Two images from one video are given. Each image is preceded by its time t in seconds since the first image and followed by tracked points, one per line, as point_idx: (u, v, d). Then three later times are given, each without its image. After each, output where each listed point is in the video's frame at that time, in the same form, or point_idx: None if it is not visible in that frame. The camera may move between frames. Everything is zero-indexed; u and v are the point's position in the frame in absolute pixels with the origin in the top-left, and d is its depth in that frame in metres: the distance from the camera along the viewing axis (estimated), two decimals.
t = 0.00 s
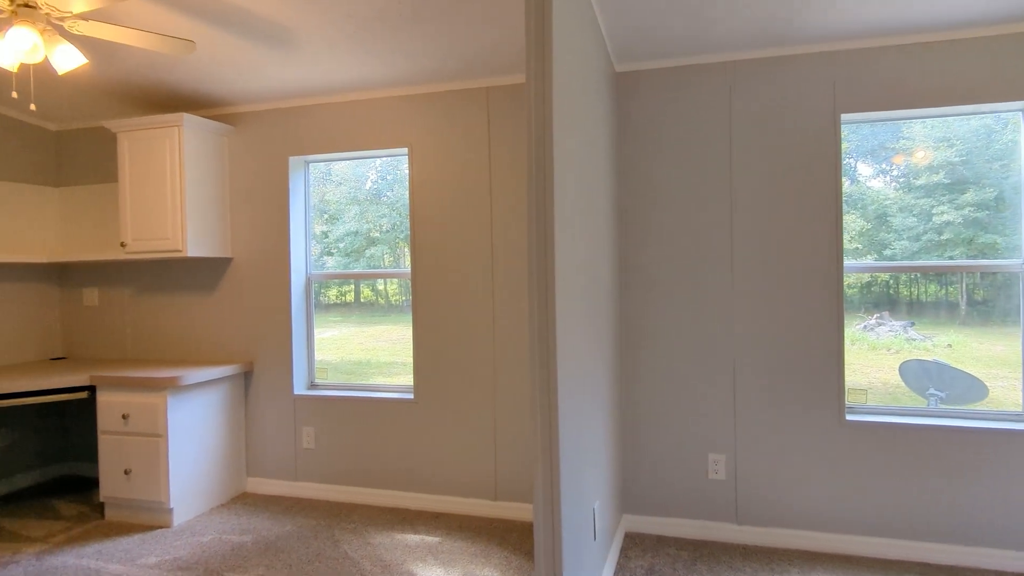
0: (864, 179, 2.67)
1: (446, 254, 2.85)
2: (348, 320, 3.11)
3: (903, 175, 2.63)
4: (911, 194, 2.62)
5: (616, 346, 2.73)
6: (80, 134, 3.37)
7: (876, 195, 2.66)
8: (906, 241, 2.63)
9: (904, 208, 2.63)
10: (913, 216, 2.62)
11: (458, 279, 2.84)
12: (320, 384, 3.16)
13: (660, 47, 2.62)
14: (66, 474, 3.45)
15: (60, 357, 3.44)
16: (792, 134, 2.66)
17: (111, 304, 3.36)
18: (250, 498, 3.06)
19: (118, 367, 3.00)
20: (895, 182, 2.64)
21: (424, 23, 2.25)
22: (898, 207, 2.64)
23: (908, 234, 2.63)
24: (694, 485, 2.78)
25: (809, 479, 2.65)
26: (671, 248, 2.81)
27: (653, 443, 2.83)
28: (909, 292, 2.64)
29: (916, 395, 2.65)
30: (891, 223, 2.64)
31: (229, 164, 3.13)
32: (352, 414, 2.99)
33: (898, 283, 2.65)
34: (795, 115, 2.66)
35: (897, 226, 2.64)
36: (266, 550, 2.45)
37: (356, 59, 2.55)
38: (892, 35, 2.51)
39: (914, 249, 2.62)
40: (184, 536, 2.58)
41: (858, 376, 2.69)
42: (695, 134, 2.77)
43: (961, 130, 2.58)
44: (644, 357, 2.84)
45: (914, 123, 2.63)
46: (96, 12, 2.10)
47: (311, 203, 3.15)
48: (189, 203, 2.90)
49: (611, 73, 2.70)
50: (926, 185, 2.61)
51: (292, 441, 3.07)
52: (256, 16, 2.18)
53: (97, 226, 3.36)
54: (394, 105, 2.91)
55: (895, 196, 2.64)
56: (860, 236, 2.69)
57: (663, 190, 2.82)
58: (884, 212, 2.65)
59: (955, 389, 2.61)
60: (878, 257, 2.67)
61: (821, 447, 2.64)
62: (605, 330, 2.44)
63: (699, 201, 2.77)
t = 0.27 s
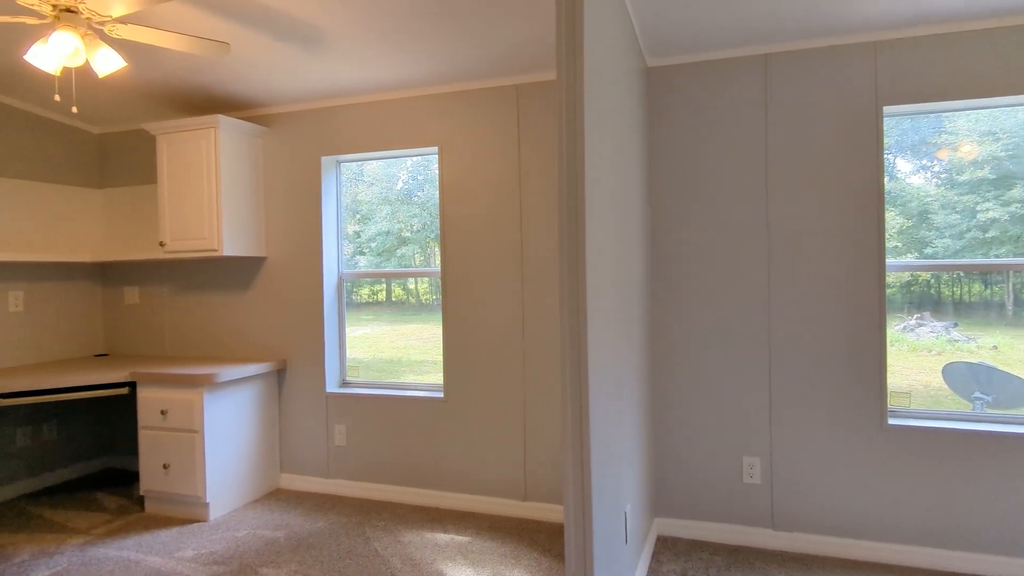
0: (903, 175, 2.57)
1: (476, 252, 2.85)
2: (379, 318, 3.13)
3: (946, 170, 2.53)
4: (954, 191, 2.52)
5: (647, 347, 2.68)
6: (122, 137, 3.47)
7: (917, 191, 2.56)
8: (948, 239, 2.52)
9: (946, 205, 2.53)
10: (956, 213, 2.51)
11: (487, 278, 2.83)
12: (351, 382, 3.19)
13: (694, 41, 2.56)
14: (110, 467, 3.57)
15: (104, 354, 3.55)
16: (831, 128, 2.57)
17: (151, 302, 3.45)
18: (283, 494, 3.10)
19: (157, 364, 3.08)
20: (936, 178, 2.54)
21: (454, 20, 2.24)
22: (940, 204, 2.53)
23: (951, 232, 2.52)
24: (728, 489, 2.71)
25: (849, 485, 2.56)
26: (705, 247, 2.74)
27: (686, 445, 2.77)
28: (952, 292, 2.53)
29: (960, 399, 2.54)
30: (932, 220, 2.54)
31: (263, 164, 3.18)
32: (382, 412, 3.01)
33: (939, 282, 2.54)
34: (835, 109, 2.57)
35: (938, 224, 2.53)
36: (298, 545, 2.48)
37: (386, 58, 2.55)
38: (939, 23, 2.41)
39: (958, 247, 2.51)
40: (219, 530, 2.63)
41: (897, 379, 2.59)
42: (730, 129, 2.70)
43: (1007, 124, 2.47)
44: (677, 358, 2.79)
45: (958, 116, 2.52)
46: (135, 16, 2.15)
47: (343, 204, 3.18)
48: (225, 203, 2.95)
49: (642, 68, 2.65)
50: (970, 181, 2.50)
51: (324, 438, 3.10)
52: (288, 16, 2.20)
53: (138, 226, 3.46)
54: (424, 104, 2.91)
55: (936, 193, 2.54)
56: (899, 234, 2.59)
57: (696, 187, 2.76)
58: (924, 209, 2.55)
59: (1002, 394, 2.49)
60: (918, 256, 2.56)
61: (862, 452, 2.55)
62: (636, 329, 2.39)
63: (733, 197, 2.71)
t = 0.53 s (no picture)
0: (945, 171, 2.47)
1: (505, 251, 2.83)
2: (410, 317, 3.14)
3: (992, 166, 2.41)
4: (1000, 187, 2.41)
5: (680, 347, 2.63)
6: (162, 139, 3.56)
7: (960, 188, 2.45)
8: (993, 237, 2.41)
9: (992, 201, 2.42)
10: (1002, 210, 2.40)
11: (516, 277, 2.81)
12: (382, 380, 3.21)
13: (728, 33, 2.50)
14: (148, 461, 3.67)
15: (144, 350, 3.65)
16: (873, 121, 2.48)
17: (188, 300, 3.53)
18: (315, 490, 3.14)
19: (194, 361, 3.14)
20: (981, 174, 2.43)
21: (483, 17, 2.23)
22: (985, 201, 2.42)
23: (997, 229, 2.41)
24: (763, 494, 2.64)
25: (890, 492, 2.47)
26: (739, 245, 2.68)
27: (720, 448, 2.71)
28: (998, 292, 2.42)
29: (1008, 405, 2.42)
30: (977, 218, 2.43)
31: (296, 164, 3.22)
32: (412, 411, 3.02)
33: (984, 282, 2.43)
34: (877, 101, 2.47)
35: (984, 221, 2.42)
36: (329, 542, 2.50)
37: (416, 57, 2.55)
38: (989, 10, 2.30)
39: (1005, 245, 2.40)
40: (253, 525, 2.68)
41: (939, 382, 2.49)
42: (766, 124, 2.63)
43: None
44: (710, 358, 2.73)
45: (1005, 109, 2.40)
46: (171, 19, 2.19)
47: (375, 204, 3.20)
48: (259, 203, 3.00)
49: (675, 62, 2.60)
50: (1017, 176, 2.39)
51: (355, 436, 3.13)
52: (318, 17, 2.22)
53: (176, 226, 3.54)
54: (454, 102, 2.91)
55: (981, 189, 2.43)
56: (940, 232, 2.48)
57: (730, 183, 2.69)
58: (968, 206, 2.44)
59: None
60: (961, 255, 2.46)
61: (904, 458, 2.45)
62: (669, 329, 2.35)
63: (769, 194, 2.63)
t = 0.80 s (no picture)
0: (992, 165, 2.37)
1: (535, 249, 2.81)
2: (441, 316, 3.15)
3: None
4: None
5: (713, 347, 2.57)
6: (199, 140, 3.64)
7: (1008, 183, 2.35)
8: None
9: None
10: None
11: (546, 275, 2.79)
12: (411, 378, 3.23)
13: (763, 24, 2.43)
14: (187, 454, 3.76)
15: (182, 346, 3.74)
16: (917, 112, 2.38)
17: (224, 298, 3.60)
18: (346, 486, 3.18)
19: (230, 357, 3.21)
20: None
21: (512, 12, 2.21)
22: None
23: None
24: (799, 497, 2.57)
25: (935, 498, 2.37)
26: (775, 242, 2.61)
27: (754, 450, 2.65)
28: None
29: None
30: None
31: (327, 163, 3.26)
32: (441, 408, 3.02)
33: None
34: (921, 91, 2.38)
35: None
36: (359, 538, 2.52)
37: (444, 54, 2.55)
38: None
39: None
40: (286, 519, 2.71)
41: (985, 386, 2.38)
42: (803, 117, 2.55)
43: None
44: (744, 358, 2.66)
45: None
46: (205, 18, 2.23)
47: (405, 204, 3.22)
48: (292, 202, 3.04)
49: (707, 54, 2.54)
50: None
51: (385, 433, 3.15)
52: (348, 15, 2.24)
53: (213, 226, 3.62)
54: (483, 100, 2.90)
55: None
56: (987, 229, 2.38)
57: (765, 178, 2.62)
58: (1018, 202, 2.33)
59: None
60: (1009, 253, 2.35)
61: (950, 463, 2.35)
62: (701, 327, 2.30)
63: (807, 189, 2.56)
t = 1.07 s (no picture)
0: None
1: (564, 247, 2.79)
2: (470, 315, 3.15)
3: None
4: None
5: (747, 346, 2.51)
6: (234, 141, 3.71)
7: None
8: None
9: None
10: None
11: (576, 273, 2.76)
12: (441, 376, 3.24)
13: (801, 15, 2.36)
14: (224, 450, 3.84)
15: (218, 344, 3.83)
16: (964, 103, 2.29)
17: (258, 296, 3.67)
18: (377, 483, 3.20)
19: (263, 354, 3.27)
20: None
21: (543, 7, 2.19)
22: None
23: None
24: (838, 502, 2.49)
25: (983, 506, 2.27)
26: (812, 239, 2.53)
27: (791, 453, 2.57)
28: None
29: None
30: None
31: (358, 163, 3.29)
32: (470, 407, 3.02)
33: None
34: (969, 81, 2.28)
35: None
36: (389, 535, 2.54)
37: (473, 51, 2.54)
38: None
39: None
40: (318, 515, 2.75)
41: None
42: (842, 110, 2.47)
43: None
44: (780, 359, 2.59)
45: None
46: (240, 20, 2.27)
47: (435, 203, 3.23)
48: (324, 201, 3.08)
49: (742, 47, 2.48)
50: None
51: (415, 431, 3.17)
52: (379, 13, 2.24)
53: (247, 225, 3.69)
54: (511, 97, 2.89)
55: None
56: None
57: (802, 174, 2.55)
58: None
59: None
60: None
61: (1000, 470, 2.24)
62: (736, 326, 2.24)
63: (846, 185, 2.47)
